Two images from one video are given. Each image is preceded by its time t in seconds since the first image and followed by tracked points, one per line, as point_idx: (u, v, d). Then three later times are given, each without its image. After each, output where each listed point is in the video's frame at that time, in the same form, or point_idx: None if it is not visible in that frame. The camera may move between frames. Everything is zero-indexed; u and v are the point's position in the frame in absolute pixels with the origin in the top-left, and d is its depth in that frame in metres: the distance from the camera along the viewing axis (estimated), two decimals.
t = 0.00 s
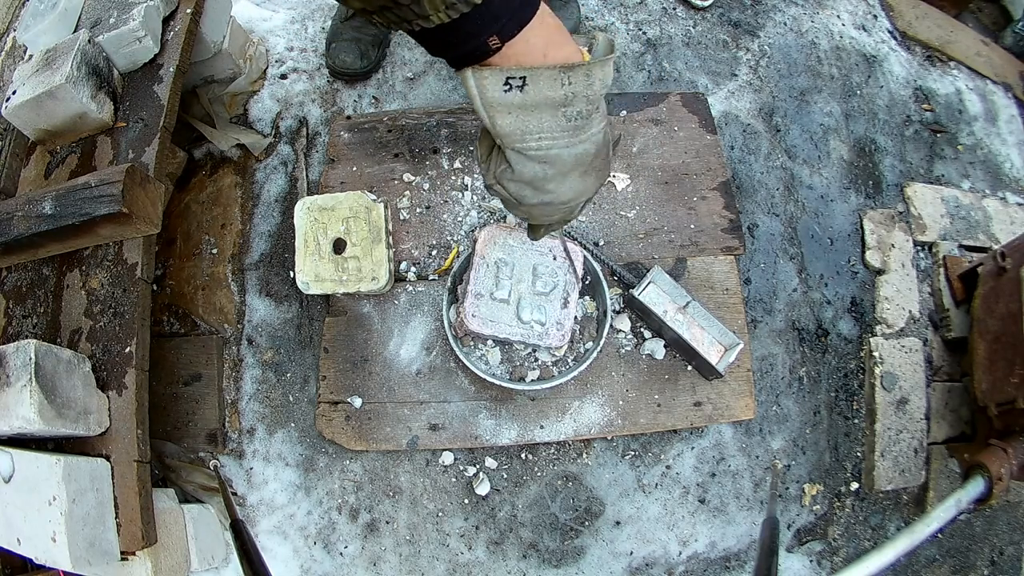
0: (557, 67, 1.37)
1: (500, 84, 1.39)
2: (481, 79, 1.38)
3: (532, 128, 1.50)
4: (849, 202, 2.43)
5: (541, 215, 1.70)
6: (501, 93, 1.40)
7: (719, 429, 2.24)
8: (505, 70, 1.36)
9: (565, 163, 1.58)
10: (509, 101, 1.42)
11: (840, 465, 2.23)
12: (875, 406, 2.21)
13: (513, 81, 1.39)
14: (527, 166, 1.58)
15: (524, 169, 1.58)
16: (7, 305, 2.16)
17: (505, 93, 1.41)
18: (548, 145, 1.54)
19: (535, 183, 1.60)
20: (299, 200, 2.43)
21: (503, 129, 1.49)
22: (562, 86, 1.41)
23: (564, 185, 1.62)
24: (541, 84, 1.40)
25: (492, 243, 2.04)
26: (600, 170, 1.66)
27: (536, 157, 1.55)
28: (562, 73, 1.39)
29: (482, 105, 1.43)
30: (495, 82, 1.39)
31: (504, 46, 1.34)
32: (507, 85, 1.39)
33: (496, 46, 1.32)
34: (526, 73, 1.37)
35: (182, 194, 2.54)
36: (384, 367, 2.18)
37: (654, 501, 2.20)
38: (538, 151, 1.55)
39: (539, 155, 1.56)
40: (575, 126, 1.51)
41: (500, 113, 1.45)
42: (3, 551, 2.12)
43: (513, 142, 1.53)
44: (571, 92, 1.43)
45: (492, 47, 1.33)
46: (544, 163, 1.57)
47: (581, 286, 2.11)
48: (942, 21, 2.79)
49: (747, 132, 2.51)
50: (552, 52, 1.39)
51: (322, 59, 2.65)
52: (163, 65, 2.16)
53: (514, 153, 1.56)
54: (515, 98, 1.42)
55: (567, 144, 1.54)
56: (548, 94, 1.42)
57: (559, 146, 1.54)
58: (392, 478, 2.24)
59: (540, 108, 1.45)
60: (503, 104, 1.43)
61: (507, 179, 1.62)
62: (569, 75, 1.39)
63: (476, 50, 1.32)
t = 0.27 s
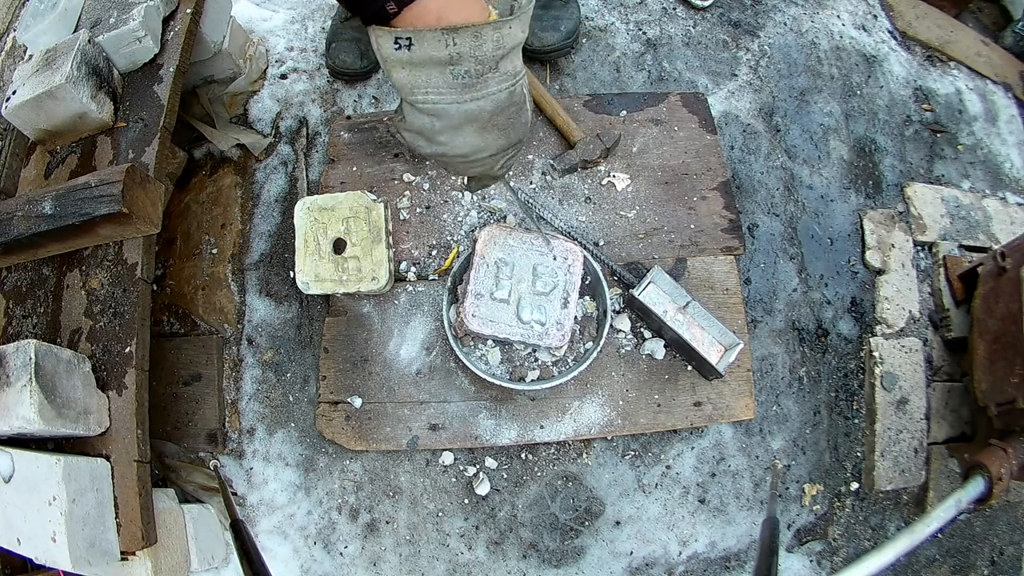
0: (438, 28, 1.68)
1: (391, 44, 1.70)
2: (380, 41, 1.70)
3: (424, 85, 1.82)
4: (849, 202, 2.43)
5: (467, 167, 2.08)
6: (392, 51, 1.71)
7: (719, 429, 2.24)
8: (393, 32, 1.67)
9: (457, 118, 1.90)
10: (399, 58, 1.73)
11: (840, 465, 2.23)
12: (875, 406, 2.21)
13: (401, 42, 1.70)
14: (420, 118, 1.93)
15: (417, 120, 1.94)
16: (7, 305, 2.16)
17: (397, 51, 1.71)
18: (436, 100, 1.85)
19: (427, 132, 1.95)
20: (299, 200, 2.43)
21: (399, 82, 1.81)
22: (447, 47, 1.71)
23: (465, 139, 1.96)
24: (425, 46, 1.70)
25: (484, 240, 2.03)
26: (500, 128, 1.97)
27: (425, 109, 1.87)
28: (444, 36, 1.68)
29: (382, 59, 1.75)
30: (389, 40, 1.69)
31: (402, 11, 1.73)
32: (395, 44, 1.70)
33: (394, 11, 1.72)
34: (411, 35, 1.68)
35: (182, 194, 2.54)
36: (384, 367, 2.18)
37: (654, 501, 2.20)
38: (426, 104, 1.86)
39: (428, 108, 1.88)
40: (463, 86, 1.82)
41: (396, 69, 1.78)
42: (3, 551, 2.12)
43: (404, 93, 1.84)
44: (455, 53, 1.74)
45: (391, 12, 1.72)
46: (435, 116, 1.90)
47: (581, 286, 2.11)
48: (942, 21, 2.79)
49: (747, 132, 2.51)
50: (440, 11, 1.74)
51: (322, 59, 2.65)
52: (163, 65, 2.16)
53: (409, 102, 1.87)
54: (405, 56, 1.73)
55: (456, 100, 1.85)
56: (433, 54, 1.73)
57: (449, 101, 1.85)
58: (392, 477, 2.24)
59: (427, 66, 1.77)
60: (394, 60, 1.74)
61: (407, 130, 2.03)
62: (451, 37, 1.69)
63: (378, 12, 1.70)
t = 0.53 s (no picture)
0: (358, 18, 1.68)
1: (320, 30, 1.71)
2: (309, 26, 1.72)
3: (344, 73, 1.77)
4: (849, 202, 2.43)
5: (390, 150, 2.01)
6: (320, 36, 1.72)
7: (719, 429, 2.24)
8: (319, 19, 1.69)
9: (374, 107, 1.84)
10: (326, 44, 1.73)
11: (841, 465, 2.23)
12: (875, 406, 2.21)
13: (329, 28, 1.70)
14: (340, 104, 1.88)
15: (337, 104, 1.89)
16: (7, 305, 2.16)
17: (324, 37, 1.72)
18: (354, 87, 1.79)
19: (347, 117, 1.90)
20: (299, 200, 2.43)
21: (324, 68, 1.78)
22: (366, 37, 1.71)
23: (381, 126, 1.89)
24: (348, 35, 1.70)
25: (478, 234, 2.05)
26: (422, 118, 1.91)
27: (344, 96, 1.82)
28: (361, 26, 1.68)
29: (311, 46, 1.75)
30: (316, 27, 1.71)
31: None
32: (324, 31, 1.71)
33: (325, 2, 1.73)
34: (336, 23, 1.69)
35: (182, 194, 2.54)
36: (383, 367, 2.18)
37: (654, 501, 2.20)
38: (346, 91, 1.81)
39: (349, 96, 1.82)
40: (381, 77, 1.77)
41: (322, 56, 1.75)
42: (3, 551, 2.12)
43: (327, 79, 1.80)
44: (374, 42, 1.72)
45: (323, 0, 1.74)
46: (355, 102, 1.84)
47: (581, 286, 2.11)
48: (942, 21, 2.79)
49: (747, 132, 2.51)
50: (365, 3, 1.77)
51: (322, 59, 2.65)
52: (163, 65, 2.16)
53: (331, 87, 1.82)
54: (330, 43, 1.73)
55: (373, 89, 1.79)
56: (355, 44, 1.72)
57: (366, 89, 1.79)
58: (392, 477, 2.24)
59: (348, 54, 1.75)
60: (319, 46, 1.73)
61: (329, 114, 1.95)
62: (369, 27, 1.68)
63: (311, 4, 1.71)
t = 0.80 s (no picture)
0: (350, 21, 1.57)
1: (315, 34, 1.58)
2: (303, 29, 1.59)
3: (335, 77, 1.64)
4: (849, 202, 2.43)
5: (386, 157, 1.82)
6: (314, 40, 1.59)
7: (719, 429, 2.24)
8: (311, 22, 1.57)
9: (366, 112, 1.69)
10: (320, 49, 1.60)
11: (841, 465, 2.23)
12: (875, 406, 2.21)
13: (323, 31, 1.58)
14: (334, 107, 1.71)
15: (331, 107, 1.72)
16: (7, 305, 2.16)
17: (318, 41, 1.59)
18: (347, 92, 1.65)
19: (340, 121, 1.73)
20: (299, 200, 2.43)
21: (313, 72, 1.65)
22: (357, 41, 1.59)
23: (375, 133, 1.73)
24: (339, 37, 1.58)
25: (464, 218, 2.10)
26: (417, 126, 1.75)
27: (337, 99, 1.68)
28: (354, 31, 1.57)
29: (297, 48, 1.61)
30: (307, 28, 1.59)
31: None
32: (319, 35, 1.58)
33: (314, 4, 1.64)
34: (327, 25, 1.57)
35: (182, 194, 2.54)
36: (383, 367, 2.18)
37: (654, 501, 2.20)
38: (340, 96, 1.67)
39: (343, 100, 1.68)
40: (372, 81, 1.65)
41: (315, 58, 1.62)
42: (3, 551, 2.12)
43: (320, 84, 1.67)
44: (365, 46, 1.60)
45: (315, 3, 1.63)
46: (348, 108, 1.69)
47: (581, 286, 2.11)
48: (942, 21, 2.79)
49: (747, 132, 2.51)
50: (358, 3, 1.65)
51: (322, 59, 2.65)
52: (162, 65, 2.16)
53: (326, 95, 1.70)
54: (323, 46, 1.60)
55: (366, 93, 1.66)
56: (346, 47, 1.60)
57: (359, 95, 1.66)
58: (392, 478, 2.24)
59: (339, 58, 1.62)
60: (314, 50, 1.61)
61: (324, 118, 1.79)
62: (361, 32, 1.57)
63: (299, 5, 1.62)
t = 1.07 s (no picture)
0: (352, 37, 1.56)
1: (318, 50, 1.57)
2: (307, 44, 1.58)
3: (338, 90, 1.62)
4: (849, 202, 2.43)
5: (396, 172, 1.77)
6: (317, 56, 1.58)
7: (719, 429, 2.24)
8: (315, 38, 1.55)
9: (371, 126, 1.65)
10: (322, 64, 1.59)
11: (840, 465, 2.23)
12: (875, 406, 2.21)
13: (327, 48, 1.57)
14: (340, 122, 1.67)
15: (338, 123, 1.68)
16: (7, 305, 2.16)
17: (320, 57, 1.58)
18: (350, 105, 1.62)
19: (345, 137, 1.69)
20: (299, 200, 2.43)
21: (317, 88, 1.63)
22: (358, 56, 1.57)
23: (381, 147, 1.68)
24: (340, 52, 1.56)
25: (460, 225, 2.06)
26: (423, 140, 1.69)
27: (342, 114, 1.65)
28: (355, 48, 1.56)
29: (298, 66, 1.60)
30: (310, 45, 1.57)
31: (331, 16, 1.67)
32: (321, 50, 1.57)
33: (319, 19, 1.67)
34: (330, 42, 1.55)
35: (182, 194, 2.54)
36: (383, 367, 2.18)
37: (654, 501, 2.21)
38: (343, 110, 1.63)
39: (347, 114, 1.65)
40: (375, 95, 1.61)
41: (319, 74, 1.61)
42: (3, 551, 2.12)
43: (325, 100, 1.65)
44: (367, 61, 1.58)
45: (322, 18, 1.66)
46: (353, 123, 1.65)
47: (581, 286, 2.11)
48: (942, 21, 2.79)
49: (747, 132, 2.51)
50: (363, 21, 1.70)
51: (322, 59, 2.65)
52: (162, 65, 2.16)
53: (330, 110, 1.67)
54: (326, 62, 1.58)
55: (370, 107, 1.62)
56: (348, 63, 1.58)
57: (362, 108, 1.62)
58: (392, 477, 2.24)
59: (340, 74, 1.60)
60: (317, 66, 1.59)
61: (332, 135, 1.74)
62: (361, 48, 1.56)
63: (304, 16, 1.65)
